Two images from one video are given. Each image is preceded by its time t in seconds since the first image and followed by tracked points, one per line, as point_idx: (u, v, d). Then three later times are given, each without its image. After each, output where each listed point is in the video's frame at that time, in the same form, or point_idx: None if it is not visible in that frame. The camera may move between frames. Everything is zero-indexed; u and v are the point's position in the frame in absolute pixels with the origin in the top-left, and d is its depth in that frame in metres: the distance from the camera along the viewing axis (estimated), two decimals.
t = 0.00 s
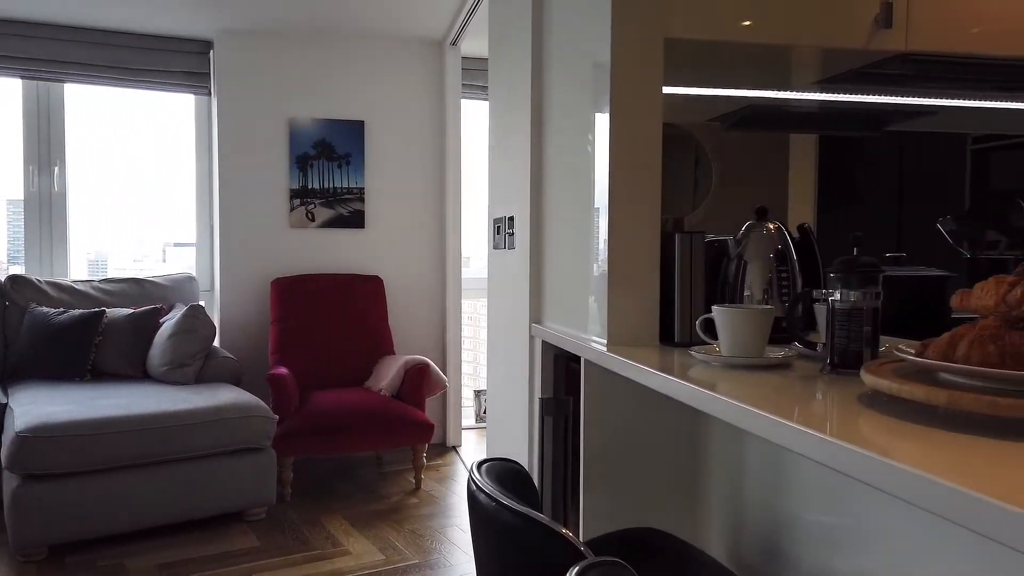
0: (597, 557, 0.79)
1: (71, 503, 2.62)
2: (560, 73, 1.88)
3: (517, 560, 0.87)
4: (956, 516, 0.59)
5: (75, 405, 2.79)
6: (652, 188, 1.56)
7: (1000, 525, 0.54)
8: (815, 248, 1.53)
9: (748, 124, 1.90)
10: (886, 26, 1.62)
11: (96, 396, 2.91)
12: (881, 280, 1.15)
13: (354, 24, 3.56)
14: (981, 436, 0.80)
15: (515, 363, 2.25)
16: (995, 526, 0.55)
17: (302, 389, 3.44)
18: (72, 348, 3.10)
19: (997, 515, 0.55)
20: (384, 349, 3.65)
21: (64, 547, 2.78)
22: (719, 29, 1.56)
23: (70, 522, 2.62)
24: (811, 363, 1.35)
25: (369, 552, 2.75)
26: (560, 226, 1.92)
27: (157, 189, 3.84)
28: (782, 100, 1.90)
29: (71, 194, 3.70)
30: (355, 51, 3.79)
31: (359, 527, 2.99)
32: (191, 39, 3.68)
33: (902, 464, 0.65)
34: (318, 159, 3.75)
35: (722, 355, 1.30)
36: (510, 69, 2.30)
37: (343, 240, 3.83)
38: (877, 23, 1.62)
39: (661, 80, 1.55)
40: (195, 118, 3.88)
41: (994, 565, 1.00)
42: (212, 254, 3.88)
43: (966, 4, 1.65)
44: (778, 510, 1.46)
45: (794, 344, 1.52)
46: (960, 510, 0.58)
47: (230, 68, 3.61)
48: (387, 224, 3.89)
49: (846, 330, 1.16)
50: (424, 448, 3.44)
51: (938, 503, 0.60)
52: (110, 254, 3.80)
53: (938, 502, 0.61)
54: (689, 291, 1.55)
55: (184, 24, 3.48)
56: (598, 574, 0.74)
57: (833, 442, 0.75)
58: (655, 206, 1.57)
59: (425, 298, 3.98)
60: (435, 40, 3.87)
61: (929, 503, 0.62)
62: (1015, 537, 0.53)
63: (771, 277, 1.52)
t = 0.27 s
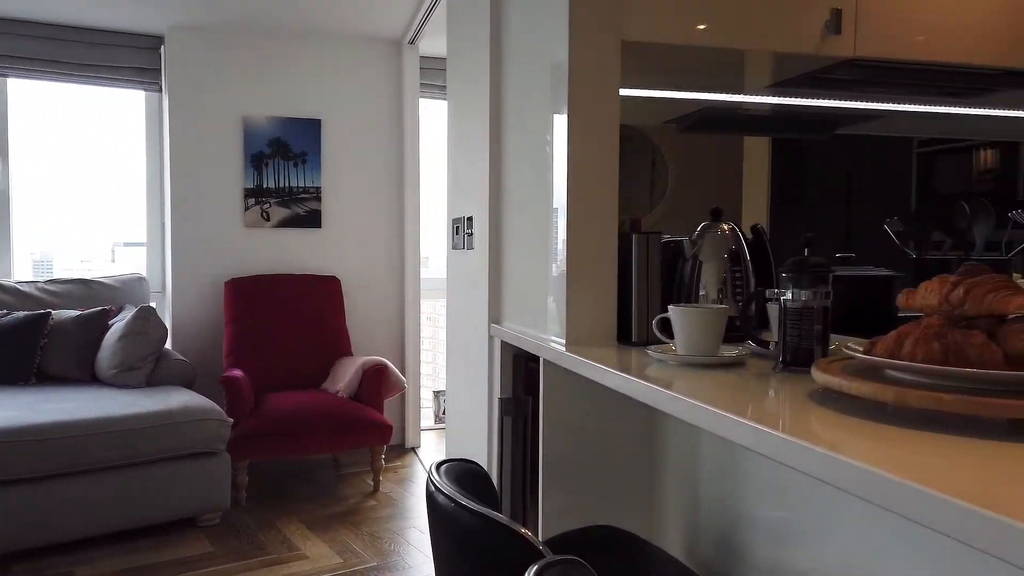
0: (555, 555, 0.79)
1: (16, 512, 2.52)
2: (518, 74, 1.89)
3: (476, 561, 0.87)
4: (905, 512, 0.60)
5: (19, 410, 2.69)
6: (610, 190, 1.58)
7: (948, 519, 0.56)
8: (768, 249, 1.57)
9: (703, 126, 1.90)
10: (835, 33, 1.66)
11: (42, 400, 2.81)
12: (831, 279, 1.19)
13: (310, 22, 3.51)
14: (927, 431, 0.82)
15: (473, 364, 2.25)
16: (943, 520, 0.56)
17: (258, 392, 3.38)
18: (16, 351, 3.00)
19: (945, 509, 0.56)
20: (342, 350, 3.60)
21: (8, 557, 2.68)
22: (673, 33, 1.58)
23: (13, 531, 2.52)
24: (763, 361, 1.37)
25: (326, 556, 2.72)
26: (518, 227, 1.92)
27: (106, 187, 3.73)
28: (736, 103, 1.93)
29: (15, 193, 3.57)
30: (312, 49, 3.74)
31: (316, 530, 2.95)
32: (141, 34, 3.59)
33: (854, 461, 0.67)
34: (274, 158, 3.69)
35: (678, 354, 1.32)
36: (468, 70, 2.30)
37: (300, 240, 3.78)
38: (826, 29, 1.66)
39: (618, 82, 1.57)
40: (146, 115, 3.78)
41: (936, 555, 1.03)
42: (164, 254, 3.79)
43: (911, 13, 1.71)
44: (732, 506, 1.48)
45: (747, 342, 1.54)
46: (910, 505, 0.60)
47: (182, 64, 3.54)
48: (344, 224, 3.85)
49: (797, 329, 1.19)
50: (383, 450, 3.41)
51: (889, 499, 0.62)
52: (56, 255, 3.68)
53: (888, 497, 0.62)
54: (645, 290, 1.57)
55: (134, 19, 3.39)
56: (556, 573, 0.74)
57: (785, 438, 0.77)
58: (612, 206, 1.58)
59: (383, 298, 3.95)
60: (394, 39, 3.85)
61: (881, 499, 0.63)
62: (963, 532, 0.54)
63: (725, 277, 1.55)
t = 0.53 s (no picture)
0: (518, 554, 0.79)
1: None
2: (482, 74, 1.88)
3: (438, 561, 0.86)
4: (863, 507, 0.61)
5: None
6: (573, 190, 1.58)
7: (903, 513, 0.57)
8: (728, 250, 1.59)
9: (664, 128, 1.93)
10: (791, 36, 1.69)
11: None
12: (789, 278, 1.20)
13: (271, 19, 3.46)
14: (879, 427, 0.84)
15: (437, 365, 2.24)
16: (899, 515, 0.57)
17: (218, 394, 3.32)
18: None
19: (900, 504, 0.57)
20: (304, 351, 3.56)
21: None
22: (634, 35, 1.59)
23: None
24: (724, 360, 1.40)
25: (287, 559, 2.68)
26: (481, 228, 1.92)
27: (59, 186, 3.63)
28: (696, 105, 1.96)
29: None
30: (272, 46, 3.70)
31: (277, 534, 2.91)
32: (96, 29, 3.50)
33: (814, 458, 0.68)
34: (233, 156, 3.63)
35: (640, 353, 1.33)
36: (431, 70, 2.30)
37: (260, 240, 3.72)
38: (783, 33, 1.69)
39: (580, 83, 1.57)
40: (101, 112, 3.69)
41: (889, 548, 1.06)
42: (119, 254, 3.70)
43: (866, 18, 1.75)
44: (692, 503, 1.50)
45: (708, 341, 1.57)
46: (867, 500, 0.61)
47: (138, 60, 3.47)
48: (307, 224, 3.81)
49: (757, 326, 1.21)
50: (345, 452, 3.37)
51: (847, 495, 0.63)
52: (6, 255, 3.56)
53: (846, 493, 0.63)
54: (609, 290, 1.58)
55: (88, 14, 3.31)
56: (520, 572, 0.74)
57: (744, 436, 0.78)
58: (576, 206, 1.59)
59: (346, 299, 3.91)
60: (357, 37, 3.82)
61: (839, 496, 0.64)
62: (918, 525, 0.56)
63: (686, 277, 1.56)
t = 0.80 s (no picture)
0: (477, 555, 0.79)
1: None
2: (441, 73, 1.87)
3: (395, 564, 0.86)
4: (817, 503, 0.62)
5: None
6: (532, 191, 1.59)
7: (857, 508, 0.58)
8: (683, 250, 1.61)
9: (620, 131, 1.95)
10: (745, 39, 1.72)
11: None
12: (742, 278, 1.22)
13: (223, 15, 3.40)
14: (830, 423, 0.86)
15: (395, 366, 2.23)
16: (853, 509, 0.59)
17: (170, 397, 3.25)
18: None
19: (853, 498, 0.58)
20: (259, 353, 3.50)
21: None
22: (590, 36, 1.60)
23: None
24: (680, 358, 1.42)
25: (242, 564, 2.63)
26: (440, 228, 1.91)
27: (3, 184, 3.51)
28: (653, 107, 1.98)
29: None
30: (226, 42, 3.63)
31: (232, 539, 2.85)
32: (41, 22, 3.39)
33: (767, 454, 0.69)
34: (185, 154, 3.56)
35: (598, 352, 1.34)
36: (387, 68, 2.28)
37: (213, 240, 3.65)
38: (737, 36, 1.71)
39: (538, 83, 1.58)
40: (46, 108, 3.57)
41: (838, 541, 1.08)
42: (66, 254, 3.59)
43: (817, 23, 1.79)
44: (649, 501, 1.52)
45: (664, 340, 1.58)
46: (821, 496, 0.62)
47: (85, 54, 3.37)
48: (262, 224, 3.75)
49: (712, 326, 1.23)
50: (302, 455, 3.33)
51: (801, 491, 0.64)
52: None
53: (800, 489, 0.64)
54: (568, 291, 1.59)
55: (32, 6, 3.20)
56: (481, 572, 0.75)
57: (699, 433, 0.79)
58: (536, 207, 1.60)
59: (303, 299, 3.86)
60: (312, 34, 3.77)
61: (794, 492, 0.65)
62: (871, 520, 0.57)
63: (643, 277, 1.58)
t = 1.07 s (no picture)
0: (435, 557, 0.78)
1: None
2: (398, 73, 1.86)
3: (351, 567, 0.85)
4: (772, 499, 0.63)
5: None
6: (490, 192, 1.58)
7: (809, 503, 0.59)
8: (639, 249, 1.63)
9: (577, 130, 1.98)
10: (700, 42, 1.75)
11: None
12: (697, 278, 1.23)
13: (175, 9, 3.33)
14: (781, 420, 0.88)
15: (352, 367, 2.20)
16: (806, 506, 0.60)
17: (118, 401, 3.17)
18: None
19: (807, 495, 0.60)
20: (212, 355, 3.44)
21: None
22: (547, 38, 1.61)
23: None
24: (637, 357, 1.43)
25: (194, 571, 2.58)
26: (397, 229, 1.90)
27: None
28: (611, 108, 2.00)
29: None
30: (177, 37, 3.56)
31: (184, 545, 2.79)
32: None
33: (722, 450, 0.71)
34: (135, 151, 3.47)
35: (556, 352, 1.34)
36: (343, 67, 2.26)
37: (165, 239, 3.57)
38: (692, 39, 1.74)
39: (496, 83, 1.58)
40: None
41: (788, 535, 1.11)
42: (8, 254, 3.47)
43: (769, 28, 1.82)
44: (605, 500, 1.53)
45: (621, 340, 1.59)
46: (775, 493, 0.63)
47: (29, 47, 3.27)
48: (215, 223, 3.68)
49: (668, 324, 1.25)
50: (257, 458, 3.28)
51: (756, 488, 0.65)
52: None
53: (754, 485, 0.65)
54: (526, 291, 1.59)
55: None
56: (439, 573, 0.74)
57: (656, 430, 0.80)
58: (495, 207, 1.59)
59: (259, 300, 3.81)
60: (267, 31, 3.72)
61: (749, 489, 0.66)
62: (824, 517, 0.58)
63: (601, 276, 1.59)
